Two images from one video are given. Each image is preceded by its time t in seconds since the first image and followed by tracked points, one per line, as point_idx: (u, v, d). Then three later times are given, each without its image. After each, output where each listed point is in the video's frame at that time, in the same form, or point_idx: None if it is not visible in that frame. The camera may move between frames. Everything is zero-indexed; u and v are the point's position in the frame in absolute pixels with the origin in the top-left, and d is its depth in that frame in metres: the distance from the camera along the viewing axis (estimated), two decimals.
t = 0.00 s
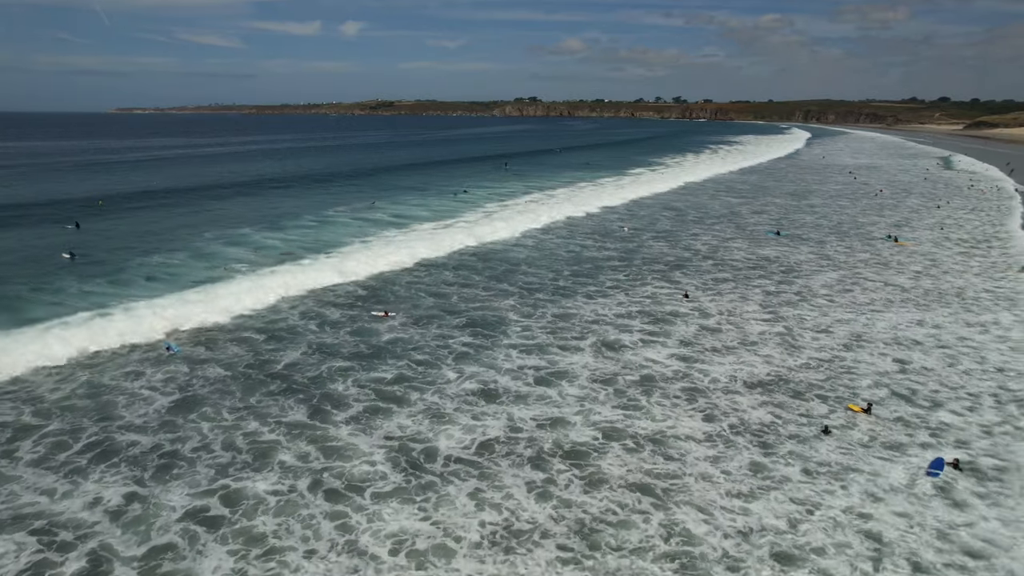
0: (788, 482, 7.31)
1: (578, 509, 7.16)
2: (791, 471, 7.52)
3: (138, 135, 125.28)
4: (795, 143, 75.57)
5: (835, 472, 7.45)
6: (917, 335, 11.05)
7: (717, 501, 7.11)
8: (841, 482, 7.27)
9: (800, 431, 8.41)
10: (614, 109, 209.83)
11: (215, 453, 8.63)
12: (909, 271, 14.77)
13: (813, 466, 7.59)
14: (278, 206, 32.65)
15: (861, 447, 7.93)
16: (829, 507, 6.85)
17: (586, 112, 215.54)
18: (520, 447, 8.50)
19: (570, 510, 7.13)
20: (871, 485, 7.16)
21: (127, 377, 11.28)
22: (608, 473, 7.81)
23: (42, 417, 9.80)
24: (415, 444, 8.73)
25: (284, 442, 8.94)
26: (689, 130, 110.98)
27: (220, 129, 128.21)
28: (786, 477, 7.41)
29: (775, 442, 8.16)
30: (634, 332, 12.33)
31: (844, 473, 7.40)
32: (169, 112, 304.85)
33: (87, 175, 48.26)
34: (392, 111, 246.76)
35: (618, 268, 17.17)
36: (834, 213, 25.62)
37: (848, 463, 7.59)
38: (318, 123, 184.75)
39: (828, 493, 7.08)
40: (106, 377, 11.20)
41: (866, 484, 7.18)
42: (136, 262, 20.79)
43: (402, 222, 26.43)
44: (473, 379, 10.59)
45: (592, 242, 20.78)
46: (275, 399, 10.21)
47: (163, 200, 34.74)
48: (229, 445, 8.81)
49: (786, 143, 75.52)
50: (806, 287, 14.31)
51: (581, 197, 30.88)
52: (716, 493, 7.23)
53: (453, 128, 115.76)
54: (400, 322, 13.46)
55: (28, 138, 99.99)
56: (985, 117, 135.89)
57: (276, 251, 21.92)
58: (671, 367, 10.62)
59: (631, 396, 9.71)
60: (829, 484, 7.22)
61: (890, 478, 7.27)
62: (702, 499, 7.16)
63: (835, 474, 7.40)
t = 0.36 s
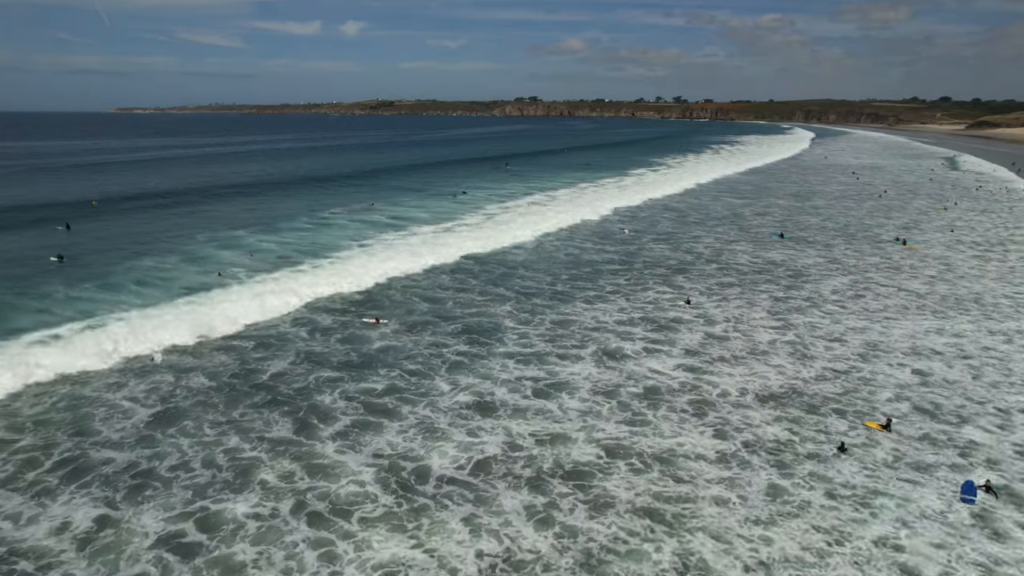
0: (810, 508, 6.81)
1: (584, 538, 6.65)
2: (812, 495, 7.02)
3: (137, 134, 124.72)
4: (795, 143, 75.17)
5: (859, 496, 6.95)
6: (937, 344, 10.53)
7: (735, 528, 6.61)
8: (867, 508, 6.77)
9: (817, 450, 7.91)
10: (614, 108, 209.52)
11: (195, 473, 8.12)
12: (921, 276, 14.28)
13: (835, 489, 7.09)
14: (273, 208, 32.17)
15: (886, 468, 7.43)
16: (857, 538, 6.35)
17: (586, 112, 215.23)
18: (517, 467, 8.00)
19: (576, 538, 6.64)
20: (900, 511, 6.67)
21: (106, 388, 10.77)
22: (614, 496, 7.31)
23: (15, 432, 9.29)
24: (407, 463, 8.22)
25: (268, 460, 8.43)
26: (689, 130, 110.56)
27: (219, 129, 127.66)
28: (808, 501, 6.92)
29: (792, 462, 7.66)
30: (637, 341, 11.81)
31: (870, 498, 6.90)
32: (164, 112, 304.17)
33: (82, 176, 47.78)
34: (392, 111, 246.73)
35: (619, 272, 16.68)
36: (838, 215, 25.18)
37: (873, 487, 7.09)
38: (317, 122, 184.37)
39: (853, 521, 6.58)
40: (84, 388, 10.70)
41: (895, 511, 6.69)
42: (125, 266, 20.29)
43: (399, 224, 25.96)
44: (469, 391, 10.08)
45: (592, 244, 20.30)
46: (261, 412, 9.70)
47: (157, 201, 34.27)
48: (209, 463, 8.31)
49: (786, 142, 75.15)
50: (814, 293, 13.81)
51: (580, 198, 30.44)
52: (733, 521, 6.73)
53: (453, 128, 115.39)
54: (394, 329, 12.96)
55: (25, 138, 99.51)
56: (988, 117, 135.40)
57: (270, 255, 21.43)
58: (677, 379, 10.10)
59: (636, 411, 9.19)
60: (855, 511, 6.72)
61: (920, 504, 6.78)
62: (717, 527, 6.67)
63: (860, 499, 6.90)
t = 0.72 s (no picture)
0: (834, 538, 6.32)
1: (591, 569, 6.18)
2: (836, 523, 6.53)
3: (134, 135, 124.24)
4: (796, 143, 74.75)
5: (886, 523, 6.47)
6: (956, 354, 10.05)
7: (753, 560, 6.13)
8: (897, 537, 6.29)
9: (835, 470, 7.41)
10: (614, 108, 208.98)
11: (171, 493, 7.63)
12: (933, 280, 13.80)
13: (860, 516, 6.60)
14: (269, 209, 31.67)
15: (913, 491, 6.94)
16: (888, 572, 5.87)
17: (586, 111, 214.70)
18: (515, 488, 7.51)
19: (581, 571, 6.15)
20: (932, 540, 6.20)
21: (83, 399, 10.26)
22: (621, 521, 6.83)
23: None
24: (399, 483, 7.73)
25: (249, 480, 7.92)
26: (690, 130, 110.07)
27: (217, 130, 127.30)
28: (831, 529, 6.44)
29: (812, 484, 7.17)
30: (639, 349, 11.33)
31: (899, 526, 6.42)
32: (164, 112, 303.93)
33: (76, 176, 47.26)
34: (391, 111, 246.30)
35: (620, 275, 16.19)
36: (843, 217, 24.72)
37: (901, 513, 6.60)
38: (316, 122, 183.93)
39: (882, 553, 6.11)
40: (59, 400, 10.19)
41: (927, 540, 6.21)
42: (114, 270, 19.77)
43: (396, 226, 25.48)
44: (463, 404, 9.59)
45: (592, 247, 19.82)
46: (244, 427, 9.20)
47: (150, 202, 33.70)
48: (185, 483, 7.80)
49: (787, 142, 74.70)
50: (824, 298, 13.33)
51: (580, 200, 29.96)
52: (750, 551, 6.24)
53: (452, 128, 114.94)
54: (387, 336, 12.47)
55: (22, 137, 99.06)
56: (990, 117, 134.97)
57: (263, 258, 20.93)
58: (682, 390, 9.61)
59: (641, 426, 8.70)
60: (883, 541, 6.24)
61: (953, 532, 6.30)
62: (734, 558, 6.19)
63: (889, 526, 6.42)
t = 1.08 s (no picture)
0: (860, 572, 5.83)
1: None
2: (861, 554, 6.04)
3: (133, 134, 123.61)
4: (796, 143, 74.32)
5: (917, 555, 5.97)
6: (977, 365, 9.56)
7: None
8: (930, 572, 5.80)
9: (855, 493, 6.91)
10: (614, 108, 208.47)
11: (143, 517, 7.11)
12: (945, 286, 13.32)
13: (888, 547, 6.10)
14: (263, 210, 31.15)
15: (943, 518, 6.45)
16: None
17: (585, 111, 214.18)
18: (512, 512, 7.00)
19: None
20: None
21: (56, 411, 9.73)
22: (628, 551, 6.33)
23: None
24: (388, 505, 7.23)
25: (228, 502, 7.41)
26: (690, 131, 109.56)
27: (216, 130, 126.74)
28: (858, 562, 5.94)
29: (834, 510, 6.66)
30: (641, 358, 10.82)
31: (931, 559, 5.92)
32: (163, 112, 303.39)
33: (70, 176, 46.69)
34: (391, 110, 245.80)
35: (620, 279, 15.67)
36: (848, 218, 24.26)
37: (933, 543, 6.10)
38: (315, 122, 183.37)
39: None
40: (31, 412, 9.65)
41: None
42: (101, 274, 19.24)
43: (391, 228, 24.98)
44: (456, 418, 9.08)
45: (592, 249, 19.31)
46: (225, 442, 8.68)
47: (142, 204, 33.11)
48: (159, 506, 7.29)
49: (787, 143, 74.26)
50: (833, 304, 12.82)
51: (579, 201, 29.48)
52: None
53: (450, 128, 114.41)
54: (379, 343, 11.97)
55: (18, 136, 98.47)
56: (991, 117, 134.52)
57: (255, 262, 20.43)
58: (688, 404, 9.09)
59: (645, 442, 8.20)
60: None
61: (990, 568, 5.81)
62: None
63: (921, 559, 5.92)
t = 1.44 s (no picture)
0: None
1: None
2: None
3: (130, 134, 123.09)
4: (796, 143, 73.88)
5: None
6: (999, 377, 9.07)
7: None
8: None
9: (877, 519, 6.41)
10: (613, 108, 207.98)
11: (110, 545, 6.61)
12: (957, 291, 12.83)
13: None
14: (257, 212, 30.65)
15: (976, 549, 5.96)
16: None
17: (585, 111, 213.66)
18: (508, 540, 6.50)
19: None
20: None
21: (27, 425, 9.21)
22: None
23: None
24: (373, 530, 6.72)
25: (202, 527, 6.89)
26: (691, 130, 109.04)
27: (214, 130, 126.24)
28: None
29: (857, 539, 6.16)
30: (642, 367, 10.31)
31: None
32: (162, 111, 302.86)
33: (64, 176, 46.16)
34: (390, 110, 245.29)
35: (620, 284, 15.16)
36: (851, 220, 23.78)
37: None
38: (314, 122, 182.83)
39: None
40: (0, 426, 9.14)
41: None
42: (89, 278, 18.74)
43: (387, 230, 24.49)
44: (447, 432, 8.58)
45: (590, 251, 18.82)
46: (203, 459, 8.18)
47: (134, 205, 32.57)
48: (128, 532, 6.79)
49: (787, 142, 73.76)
50: (843, 310, 12.32)
51: (577, 202, 28.98)
52: None
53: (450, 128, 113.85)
54: (369, 351, 11.46)
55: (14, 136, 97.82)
56: (993, 117, 134.07)
57: (246, 266, 19.94)
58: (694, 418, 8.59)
59: (650, 460, 7.69)
60: None
61: None
62: None
63: None
